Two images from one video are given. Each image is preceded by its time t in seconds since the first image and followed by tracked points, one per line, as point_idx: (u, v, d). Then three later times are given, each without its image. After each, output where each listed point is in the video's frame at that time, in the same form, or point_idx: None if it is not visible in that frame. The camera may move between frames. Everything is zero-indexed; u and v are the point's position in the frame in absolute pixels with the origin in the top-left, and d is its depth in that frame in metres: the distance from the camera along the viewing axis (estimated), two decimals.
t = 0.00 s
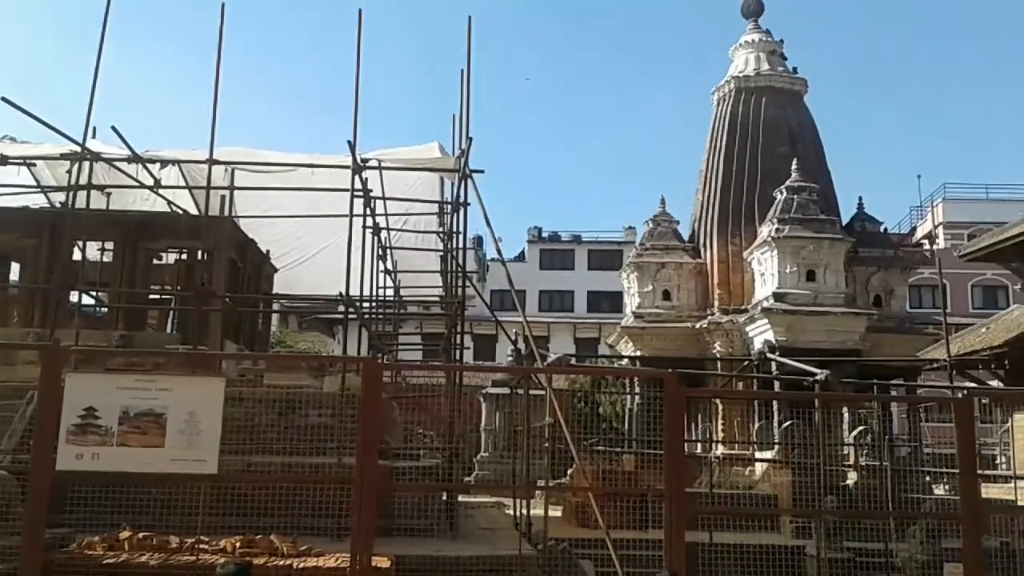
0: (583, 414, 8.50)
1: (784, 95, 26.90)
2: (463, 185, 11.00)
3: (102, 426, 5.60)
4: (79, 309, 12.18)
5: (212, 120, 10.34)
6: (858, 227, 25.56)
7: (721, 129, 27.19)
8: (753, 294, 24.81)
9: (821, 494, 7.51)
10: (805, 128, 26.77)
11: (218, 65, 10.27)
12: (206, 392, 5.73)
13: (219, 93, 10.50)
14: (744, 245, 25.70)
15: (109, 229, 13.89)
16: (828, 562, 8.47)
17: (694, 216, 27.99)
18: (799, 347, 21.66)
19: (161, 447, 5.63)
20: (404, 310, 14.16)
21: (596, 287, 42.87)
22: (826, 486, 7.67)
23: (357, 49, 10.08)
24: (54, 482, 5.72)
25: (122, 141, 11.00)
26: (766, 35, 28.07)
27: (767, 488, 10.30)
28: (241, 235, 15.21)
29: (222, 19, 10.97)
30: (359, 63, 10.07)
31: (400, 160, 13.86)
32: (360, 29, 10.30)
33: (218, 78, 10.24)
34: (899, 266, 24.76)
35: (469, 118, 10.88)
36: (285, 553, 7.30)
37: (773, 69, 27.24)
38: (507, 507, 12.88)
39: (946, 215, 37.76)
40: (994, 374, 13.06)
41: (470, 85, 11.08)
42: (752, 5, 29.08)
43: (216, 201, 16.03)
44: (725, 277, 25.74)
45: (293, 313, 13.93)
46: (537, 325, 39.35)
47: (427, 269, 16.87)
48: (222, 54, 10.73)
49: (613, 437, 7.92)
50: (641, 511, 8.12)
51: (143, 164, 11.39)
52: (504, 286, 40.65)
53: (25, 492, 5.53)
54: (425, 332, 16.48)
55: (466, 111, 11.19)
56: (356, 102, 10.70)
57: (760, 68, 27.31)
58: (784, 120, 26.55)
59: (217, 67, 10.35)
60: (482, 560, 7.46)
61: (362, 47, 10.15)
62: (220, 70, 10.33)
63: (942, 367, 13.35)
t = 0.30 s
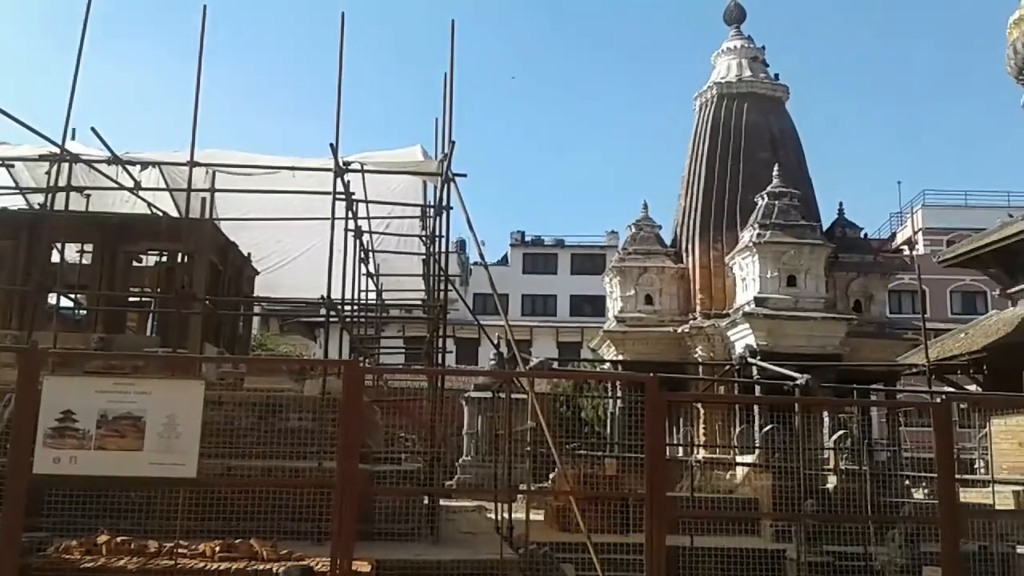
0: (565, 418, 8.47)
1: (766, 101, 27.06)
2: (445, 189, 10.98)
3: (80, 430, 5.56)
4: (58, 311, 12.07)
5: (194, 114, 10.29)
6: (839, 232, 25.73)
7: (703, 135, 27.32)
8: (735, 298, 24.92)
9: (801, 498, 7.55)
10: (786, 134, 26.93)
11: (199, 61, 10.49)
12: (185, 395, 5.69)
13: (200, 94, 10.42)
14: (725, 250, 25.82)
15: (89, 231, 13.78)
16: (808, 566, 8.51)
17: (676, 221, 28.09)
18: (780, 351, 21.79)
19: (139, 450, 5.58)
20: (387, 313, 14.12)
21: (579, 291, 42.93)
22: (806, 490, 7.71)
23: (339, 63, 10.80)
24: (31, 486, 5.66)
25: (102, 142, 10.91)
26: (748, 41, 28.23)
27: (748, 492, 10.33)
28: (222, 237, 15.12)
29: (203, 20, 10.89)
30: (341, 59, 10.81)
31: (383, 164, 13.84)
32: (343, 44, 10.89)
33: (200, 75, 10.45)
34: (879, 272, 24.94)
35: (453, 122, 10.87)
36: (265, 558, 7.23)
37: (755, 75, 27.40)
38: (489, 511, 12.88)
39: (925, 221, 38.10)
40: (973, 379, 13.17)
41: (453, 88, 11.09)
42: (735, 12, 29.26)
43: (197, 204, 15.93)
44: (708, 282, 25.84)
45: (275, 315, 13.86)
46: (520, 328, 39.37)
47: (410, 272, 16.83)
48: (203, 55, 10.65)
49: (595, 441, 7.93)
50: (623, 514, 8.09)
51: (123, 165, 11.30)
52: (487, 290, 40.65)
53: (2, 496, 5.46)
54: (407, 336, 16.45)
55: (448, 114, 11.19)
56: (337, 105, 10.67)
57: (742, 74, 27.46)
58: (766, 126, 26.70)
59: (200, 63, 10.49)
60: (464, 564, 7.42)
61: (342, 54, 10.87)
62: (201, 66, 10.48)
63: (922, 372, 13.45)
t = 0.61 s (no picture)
0: (550, 424, 8.45)
1: (751, 109, 27.19)
2: (430, 194, 10.97)
3: (61, 435, 5.50)
4: (39, 315, 11.97)
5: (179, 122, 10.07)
6: (823, 240, 25.87)
7: (688, 142, 27.43)
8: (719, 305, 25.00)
9: (784, 504, 7.56)
10: (771, 142, 27.06)
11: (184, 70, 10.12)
12: (167, 400, 5.64)
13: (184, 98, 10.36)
14: (710, 257, 25.90)
15: (71, 234, 13.69)
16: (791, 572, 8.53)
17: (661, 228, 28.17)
18: (764, 357, 21.87)
19: (120, 456, 5.53)
20: (371, 319, 14.07)
21: (565, 297, 42.96)
22: (789, 497, 7.73)
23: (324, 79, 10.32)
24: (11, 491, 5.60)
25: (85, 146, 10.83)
26: (733, 49, 28.38)
27: (731, 498, 10.35)
28: (205, 242, 15.05)
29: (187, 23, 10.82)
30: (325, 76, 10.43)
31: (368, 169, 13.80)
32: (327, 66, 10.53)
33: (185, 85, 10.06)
34: (862, 279, 25.07)
35: (437, 128, 10.86)
36: (247, 565, 7.16)
37: (739, 83, 27.53)
38: (473, 518, 12.84)
39: (908, 229, 38.38)
40: (954, 386, 13.25)
41: (438, 94, 11.08)
42: (720, 20, 29.42)
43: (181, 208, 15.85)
44: (692, 289, 25.91)
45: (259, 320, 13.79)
46: (505, 335, 39.35)
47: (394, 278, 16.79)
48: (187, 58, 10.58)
49: (580, 448, 7.93)
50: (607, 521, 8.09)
51: (106, 169, 11.22)
52: (473, 296, 40.63)
53: None
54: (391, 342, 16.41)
55: (433, 120, 11.17)
56: (323, 110, 10.64)
57: (727, 82, 27.58)
58: (750, 134, 26.83)
59: (184, 71, 10.12)
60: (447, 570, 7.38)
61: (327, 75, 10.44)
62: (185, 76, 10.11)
63: (904, 379, 13.53)
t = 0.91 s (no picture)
0: (533, 424, 8.46)
1: (734, 111, 27.30)
2: (414, 194, 10.95)
3: (40, 434, 5.45)
4: (18, 314, 11.86)
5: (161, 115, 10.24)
6: (805, 241, 26.02)
7: (672, 143, 27.51)
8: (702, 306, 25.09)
9: (766, 504, 7.61)
10: (754, 143, 27.18)
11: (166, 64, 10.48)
12: (148, 401, 5.60)
13: (166, 95, 10.27)
14: (694, 258, 25.99)
15: (51, 233, 13.57)
16: (772, 571, 8.59)
17: (645, 228, 28.22)
18: (746, 358, 21.97)
19: (100, 457, 5.48)
20: (354, 318, 14.02)
21: (549, 297, 43.00)
22: (771, 496, 7.78)
23: (307, 70, 10.89)
24: None
25: (65, 143, 10.73)
26: (717, 51, 28.46)
27: (714, 499, 10.39)
28: (187, 241, 14.95)
29: (170, 21, 10.73)
30: (308, 70, 10.89)
31: (352, 168, 13.75)
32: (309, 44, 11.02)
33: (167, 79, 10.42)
34: (844, 280, 25.23)
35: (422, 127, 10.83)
36: (228, 566, 7.09)
37: (723, 85, 27.62)
38: (456, 518, 12.83)
39: (889, 230, 38.67)
40: (935, 387, 13.36)
41: (423, 94, 11.07)
42: (704, 22, 29.53)
43: (162, 207, 15.74)
44: (676, 289, 25.99)
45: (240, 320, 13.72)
46: (489, 334, 39.33)
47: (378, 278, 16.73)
48: (169, 56, 10.49)
49: (563, 448, 7.96)
50: (591, 521, 8.12)
51: (87, 167, 11.12)
52: (456, 296, 40.60)
53: None
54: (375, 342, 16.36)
55: (417, 119, 11.16)
56: (306, 109, 10.61)
57: (711, 83, 27.67)
58: (734, 135, 26.94)
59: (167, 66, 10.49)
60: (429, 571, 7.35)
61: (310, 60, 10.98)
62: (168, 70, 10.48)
63: (885, 380, 13.63)
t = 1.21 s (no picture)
0: (519, 426, 8.45)
1: (721, 114, 27.38)
2: (400, 196, 10.92)
3: (21, 436, 5.41)
4: None
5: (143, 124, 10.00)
6: (790, 244, 26.15)
7: (659, 146, 27.58)
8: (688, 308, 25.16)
9: (751, 506, 7.63)
10: (739, 147, 27.27)
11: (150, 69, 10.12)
12: (132, 402, 5.55)
13: (150, 95, 10.20)
14: (679, 261, 26.06)
15: (34, 233, 13.47)
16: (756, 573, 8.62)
17: (631, 231, 28.27)
18: (732, 360, 22.05)
19: (82, 458, 5.44)
20: (340, 320, 13.98)
21: (535, 299, 43.02)
22: (756, 499, 7.80)
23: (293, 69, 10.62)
24: None
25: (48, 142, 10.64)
26: (703, 54, 28.53)
27: (699, 501, 10.42)
28: (172, 242, 14.87)
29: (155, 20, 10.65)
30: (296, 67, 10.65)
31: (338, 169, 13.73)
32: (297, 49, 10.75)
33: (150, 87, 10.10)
34: (829, 284, 25.35)
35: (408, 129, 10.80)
36: (211, 568, 7.03)
37: (710, 88, 27.70)
38: (441, 521, 12.81)
39: (873, 233, 38.90)
40: (919, 390, 13.43)
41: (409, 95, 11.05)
42: (690, 26, 29.63)
43: (147, 207, 15.65)
44: (662, 291, 26.05)
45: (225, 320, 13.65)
46: (475, 337, 39.31)
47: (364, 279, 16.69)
48: (154, 55, 10.41)
49: (549, 450, 7.95)
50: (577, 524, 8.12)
51: (71, 167, 11.04)
52: (443, 298, 40.56)
53: None
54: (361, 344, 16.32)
55: (404, 121, 11.14)
56: (292, 110, 10.54)
57: (697, 87, 27.75)
58: (720, 138, 27.02)
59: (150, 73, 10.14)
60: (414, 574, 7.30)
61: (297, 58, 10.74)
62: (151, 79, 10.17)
63: (870, 382, 13.70)
